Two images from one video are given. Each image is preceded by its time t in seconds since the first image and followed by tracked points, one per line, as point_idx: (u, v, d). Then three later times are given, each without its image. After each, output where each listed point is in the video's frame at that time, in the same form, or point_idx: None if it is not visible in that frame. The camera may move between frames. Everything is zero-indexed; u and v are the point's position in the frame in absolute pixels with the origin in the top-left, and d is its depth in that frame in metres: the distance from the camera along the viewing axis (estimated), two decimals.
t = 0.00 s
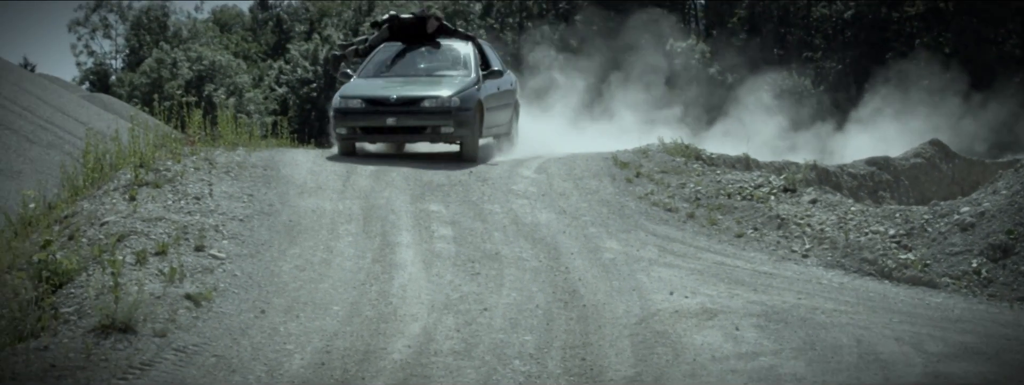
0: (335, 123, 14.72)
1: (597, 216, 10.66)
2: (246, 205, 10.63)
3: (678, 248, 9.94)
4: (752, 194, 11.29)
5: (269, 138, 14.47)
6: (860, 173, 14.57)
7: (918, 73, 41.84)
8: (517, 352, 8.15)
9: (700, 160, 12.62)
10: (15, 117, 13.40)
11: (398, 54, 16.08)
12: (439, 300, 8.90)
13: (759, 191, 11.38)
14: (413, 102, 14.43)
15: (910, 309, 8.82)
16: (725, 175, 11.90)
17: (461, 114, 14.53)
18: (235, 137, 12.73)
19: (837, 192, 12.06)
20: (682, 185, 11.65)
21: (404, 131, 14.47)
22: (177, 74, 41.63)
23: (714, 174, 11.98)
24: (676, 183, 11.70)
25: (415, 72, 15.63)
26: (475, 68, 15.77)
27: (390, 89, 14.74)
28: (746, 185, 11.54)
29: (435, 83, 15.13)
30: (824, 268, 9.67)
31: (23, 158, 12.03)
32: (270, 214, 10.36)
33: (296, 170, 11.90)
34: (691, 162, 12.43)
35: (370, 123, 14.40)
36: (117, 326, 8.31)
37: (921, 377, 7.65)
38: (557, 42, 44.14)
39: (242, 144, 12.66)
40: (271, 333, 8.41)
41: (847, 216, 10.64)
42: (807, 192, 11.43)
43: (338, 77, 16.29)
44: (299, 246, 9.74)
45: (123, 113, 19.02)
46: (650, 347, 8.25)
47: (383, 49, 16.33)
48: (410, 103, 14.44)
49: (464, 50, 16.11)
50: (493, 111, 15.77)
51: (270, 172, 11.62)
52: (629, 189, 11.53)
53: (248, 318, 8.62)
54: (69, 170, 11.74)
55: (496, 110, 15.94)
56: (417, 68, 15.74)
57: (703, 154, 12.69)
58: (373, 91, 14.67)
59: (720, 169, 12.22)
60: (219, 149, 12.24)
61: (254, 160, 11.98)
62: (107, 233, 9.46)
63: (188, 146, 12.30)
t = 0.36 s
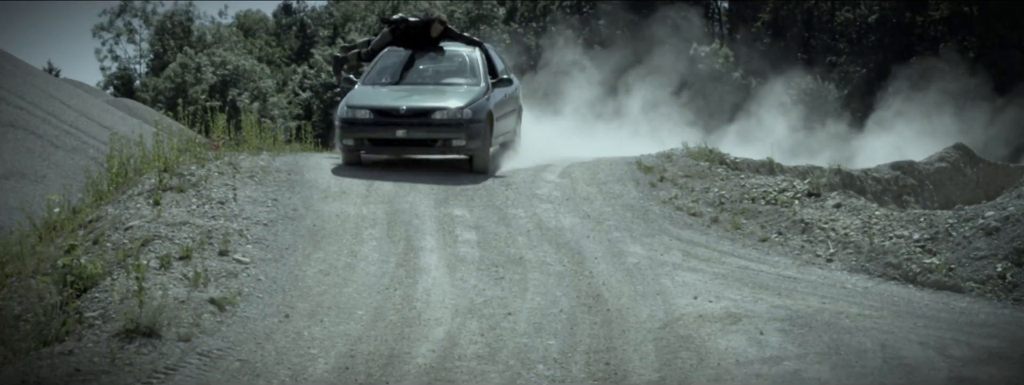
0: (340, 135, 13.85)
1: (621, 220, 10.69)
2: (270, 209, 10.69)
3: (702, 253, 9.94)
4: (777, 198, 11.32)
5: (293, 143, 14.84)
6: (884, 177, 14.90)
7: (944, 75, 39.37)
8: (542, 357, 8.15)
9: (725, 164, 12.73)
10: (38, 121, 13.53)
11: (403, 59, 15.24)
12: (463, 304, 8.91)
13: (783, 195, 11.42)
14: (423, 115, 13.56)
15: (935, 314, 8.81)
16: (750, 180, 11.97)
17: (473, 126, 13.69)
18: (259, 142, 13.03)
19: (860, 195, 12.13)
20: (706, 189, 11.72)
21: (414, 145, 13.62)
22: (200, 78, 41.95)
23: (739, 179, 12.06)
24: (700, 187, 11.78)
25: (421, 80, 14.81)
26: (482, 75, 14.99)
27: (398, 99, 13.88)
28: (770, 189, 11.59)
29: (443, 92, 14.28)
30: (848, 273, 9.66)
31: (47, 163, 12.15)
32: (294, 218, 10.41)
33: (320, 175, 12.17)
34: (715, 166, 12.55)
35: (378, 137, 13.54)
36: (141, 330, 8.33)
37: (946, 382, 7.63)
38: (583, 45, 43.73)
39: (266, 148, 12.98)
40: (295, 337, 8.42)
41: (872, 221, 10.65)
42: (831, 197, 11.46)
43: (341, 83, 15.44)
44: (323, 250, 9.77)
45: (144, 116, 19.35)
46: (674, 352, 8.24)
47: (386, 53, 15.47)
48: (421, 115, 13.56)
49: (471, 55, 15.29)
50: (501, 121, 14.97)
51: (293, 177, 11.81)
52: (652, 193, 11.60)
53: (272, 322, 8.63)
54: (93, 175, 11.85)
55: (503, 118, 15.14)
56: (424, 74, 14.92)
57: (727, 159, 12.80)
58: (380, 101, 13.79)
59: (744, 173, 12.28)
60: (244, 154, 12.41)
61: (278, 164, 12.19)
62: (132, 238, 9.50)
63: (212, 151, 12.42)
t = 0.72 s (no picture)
0: (353, 147, 12.65)
1: (649, 221, 10.75)
2: (299, 210, 10.78)
3: (730, 253, 9.95)
4: (805, 199, 11.36)
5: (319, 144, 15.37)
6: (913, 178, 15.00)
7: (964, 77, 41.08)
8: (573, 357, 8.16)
9: (753, 165, 12.89)
10: (66, 122, 13.68)
11: (413, 63, 14.06)
12: (492, 304, 8.91)
13: (811, 196, 11.45)
14: (443, 126, 12.44)
15: (964, 315, 8.79)
16: (778, 181, 12.04)
17: (494, 138, 12.64)
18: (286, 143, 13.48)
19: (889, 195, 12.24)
20: (734, 190, 11.81)
21: (433, 159, 12.51)
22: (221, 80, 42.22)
23: (767, 180, 12.15)
24: (728, 188, 11.88)
25: (435, 86, 13.66)
26: (497, 80, 13.92)
27: (415, 108, 12.72)
28: (798, 190, 11.64)
29: (460, 100, 13.17)
30: (877, 274, 9.66)
31: (76, 164, 12.27)
32: (322, 219, 10.48)
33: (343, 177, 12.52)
34: (744, 167, 12.72)
35: (395, 149, 12.38)
36: (170, 331, 8.34)
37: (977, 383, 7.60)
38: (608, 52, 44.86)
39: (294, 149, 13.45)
40: (324, 338, 8.43)
41: (900, 222, 10.64)
42: (860, 197, 11.48)
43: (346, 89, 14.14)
44: (352, 251, 9.81)
45: (174, 118, 19.54)
46: (703, 353, 8.23)
47: (393, 57, 14.27)
48: (440, 126, 12.44)
49: (483, 59, 14.20)
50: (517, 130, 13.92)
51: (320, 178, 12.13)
52: (680, 194, 11.72)
53: (301, 323, 8.64)
54: (121, 176, 11.96)
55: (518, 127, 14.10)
56: (436, 80, 13.76)
57: (755, 160, 12.97)
58: (396, 110, 12.62)
59: (773, 175, 12.37)
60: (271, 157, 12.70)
61: (306, 167, 12.57)
62: (160, 238, 9.54)
63: (241, 152, 12.70)
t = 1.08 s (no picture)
0: (371, 159, 11.91)
1: (677, 220, 10.80)
2: (328, 209, 10.94)
3: (759, 252, 9.96)
4: (833, 198, 11.39)
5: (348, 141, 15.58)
6: (942, 177, 15.04)
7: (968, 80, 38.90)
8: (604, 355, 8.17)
9: (781, 164, 12.95)
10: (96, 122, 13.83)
11: (429, 69, 13.28)
12: (520, 303, 8.93)
13: (840, 195, 11.47)
14: (466, 139, 11.68)
15: (993, 314, 8.78)
16: (806, 180, 12.08)
17: (518, 151, 11.89)
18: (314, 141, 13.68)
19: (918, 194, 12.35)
20: (763, 189, 11.89)
21: (456, 173, 11.75)
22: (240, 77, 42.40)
23: (795, 179, 12.19)
24: (757, 188, 11.96)
25: (454, 94, 12.89)
26: (518, 87, 13.17)
27: (435, 118, 11.96)
28: (826, 189, 11.67)
29: (481, 109, 12.40)
30: (905, 273, 9.64)
31: (105, 163, 12.41)
32: (350, 218, 10.56)
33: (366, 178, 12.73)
34: (772, 166, 12.81)
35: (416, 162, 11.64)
36: (199, 330, 8.36)
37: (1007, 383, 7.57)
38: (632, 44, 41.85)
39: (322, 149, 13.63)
40: (352, 337, 8.43)
41: (929, 220, 10.62)
42: (889, 196, 11.47)
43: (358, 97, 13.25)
44: (380, 250, 9.86)
45: (204, 117, 19.81)
46: (731, 352, 8.22)
47: (407, 61, 13.47)
48: (463, 139, 11.69)
49: (502, 65, 13.45)
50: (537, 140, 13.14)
51: (349, 179, 12.43)
52: (709, 193, 11.82)
53: (330, 322, 8.66)
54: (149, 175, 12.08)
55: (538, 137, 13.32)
56: (456, 87, 13.00)
57: (783, 159, 13.04)
58: (416, 121, 11.85)
59: (801, 173, 12.42)
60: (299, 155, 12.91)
61: (334, 166, 12.91)
62: (189, 238, 9.59)
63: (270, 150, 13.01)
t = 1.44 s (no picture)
0: (395, 173, 11.46)
1: (707, 218, 10.85)
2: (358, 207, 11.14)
3: (790, 250, 9.97)
4: (864, 196, 11.40)
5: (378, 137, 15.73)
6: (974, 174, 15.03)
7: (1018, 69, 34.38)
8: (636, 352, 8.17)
9: (811, 162, 12.97)
10: (126, 120, 14.01)
11: (449, 77, 12.75)
12: (550, 302, 8.95)
13: (870, 193, 11.48)
14: (496, 154, 11.28)
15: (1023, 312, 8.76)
16: (836, 178, 12.09)
17: (548, 167, 11.49)
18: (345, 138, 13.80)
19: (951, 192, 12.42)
20: (793, 187, 11.94)
21: (485, 189, 11.35)
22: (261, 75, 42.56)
23: (825, 176, 12.21)
24: (787, 185, 12.01)
25: (476, 103, 12.38)
26: (541, 95, 12.67)
27: (462, 131, 11.52)
28: (857, 187, 11.69)
29: (508, 120, 11.97)
30: (935, 271, 9.63)
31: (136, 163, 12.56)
32: (379, 217, 10.69)
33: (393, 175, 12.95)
34: (802, 163, 12.84)
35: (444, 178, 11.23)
36: (229, 328, 8.37)
37: None
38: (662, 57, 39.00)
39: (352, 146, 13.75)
40: (381, 335, 8.44)
41: (960, 218, 10.59)
42: (919, 194, 11.44)
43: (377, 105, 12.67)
44: (410, 248, 9.93)
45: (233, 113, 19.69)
46: (761, 350, 8.21)
47: (426, 68, 12.93)
48: (493, 154, 11.28)
49: (524, 72, 12.95)
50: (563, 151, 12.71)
51: (377, 177, 12.60)
52: (739, 192, 11.89)
53: (359, 320, 8.67)
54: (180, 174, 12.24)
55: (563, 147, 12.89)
56: (478, 96, 12.49)
57: (813, 157, 13.04)
58: (443, 134, 11.41)
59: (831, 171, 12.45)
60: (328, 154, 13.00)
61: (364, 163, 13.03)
62: (219, 236, 9.66)
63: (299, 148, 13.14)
